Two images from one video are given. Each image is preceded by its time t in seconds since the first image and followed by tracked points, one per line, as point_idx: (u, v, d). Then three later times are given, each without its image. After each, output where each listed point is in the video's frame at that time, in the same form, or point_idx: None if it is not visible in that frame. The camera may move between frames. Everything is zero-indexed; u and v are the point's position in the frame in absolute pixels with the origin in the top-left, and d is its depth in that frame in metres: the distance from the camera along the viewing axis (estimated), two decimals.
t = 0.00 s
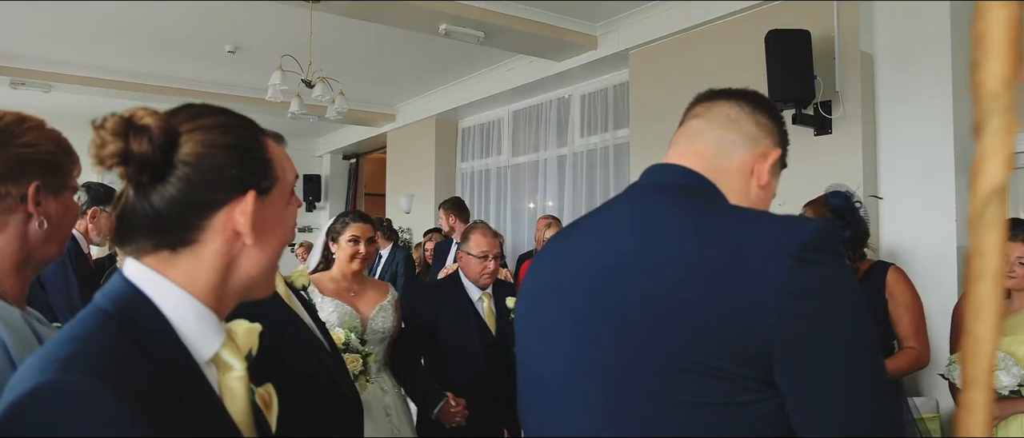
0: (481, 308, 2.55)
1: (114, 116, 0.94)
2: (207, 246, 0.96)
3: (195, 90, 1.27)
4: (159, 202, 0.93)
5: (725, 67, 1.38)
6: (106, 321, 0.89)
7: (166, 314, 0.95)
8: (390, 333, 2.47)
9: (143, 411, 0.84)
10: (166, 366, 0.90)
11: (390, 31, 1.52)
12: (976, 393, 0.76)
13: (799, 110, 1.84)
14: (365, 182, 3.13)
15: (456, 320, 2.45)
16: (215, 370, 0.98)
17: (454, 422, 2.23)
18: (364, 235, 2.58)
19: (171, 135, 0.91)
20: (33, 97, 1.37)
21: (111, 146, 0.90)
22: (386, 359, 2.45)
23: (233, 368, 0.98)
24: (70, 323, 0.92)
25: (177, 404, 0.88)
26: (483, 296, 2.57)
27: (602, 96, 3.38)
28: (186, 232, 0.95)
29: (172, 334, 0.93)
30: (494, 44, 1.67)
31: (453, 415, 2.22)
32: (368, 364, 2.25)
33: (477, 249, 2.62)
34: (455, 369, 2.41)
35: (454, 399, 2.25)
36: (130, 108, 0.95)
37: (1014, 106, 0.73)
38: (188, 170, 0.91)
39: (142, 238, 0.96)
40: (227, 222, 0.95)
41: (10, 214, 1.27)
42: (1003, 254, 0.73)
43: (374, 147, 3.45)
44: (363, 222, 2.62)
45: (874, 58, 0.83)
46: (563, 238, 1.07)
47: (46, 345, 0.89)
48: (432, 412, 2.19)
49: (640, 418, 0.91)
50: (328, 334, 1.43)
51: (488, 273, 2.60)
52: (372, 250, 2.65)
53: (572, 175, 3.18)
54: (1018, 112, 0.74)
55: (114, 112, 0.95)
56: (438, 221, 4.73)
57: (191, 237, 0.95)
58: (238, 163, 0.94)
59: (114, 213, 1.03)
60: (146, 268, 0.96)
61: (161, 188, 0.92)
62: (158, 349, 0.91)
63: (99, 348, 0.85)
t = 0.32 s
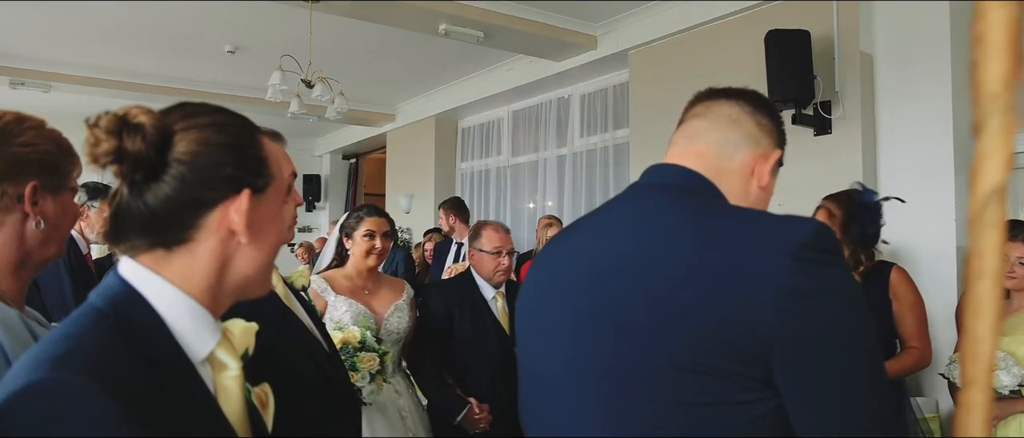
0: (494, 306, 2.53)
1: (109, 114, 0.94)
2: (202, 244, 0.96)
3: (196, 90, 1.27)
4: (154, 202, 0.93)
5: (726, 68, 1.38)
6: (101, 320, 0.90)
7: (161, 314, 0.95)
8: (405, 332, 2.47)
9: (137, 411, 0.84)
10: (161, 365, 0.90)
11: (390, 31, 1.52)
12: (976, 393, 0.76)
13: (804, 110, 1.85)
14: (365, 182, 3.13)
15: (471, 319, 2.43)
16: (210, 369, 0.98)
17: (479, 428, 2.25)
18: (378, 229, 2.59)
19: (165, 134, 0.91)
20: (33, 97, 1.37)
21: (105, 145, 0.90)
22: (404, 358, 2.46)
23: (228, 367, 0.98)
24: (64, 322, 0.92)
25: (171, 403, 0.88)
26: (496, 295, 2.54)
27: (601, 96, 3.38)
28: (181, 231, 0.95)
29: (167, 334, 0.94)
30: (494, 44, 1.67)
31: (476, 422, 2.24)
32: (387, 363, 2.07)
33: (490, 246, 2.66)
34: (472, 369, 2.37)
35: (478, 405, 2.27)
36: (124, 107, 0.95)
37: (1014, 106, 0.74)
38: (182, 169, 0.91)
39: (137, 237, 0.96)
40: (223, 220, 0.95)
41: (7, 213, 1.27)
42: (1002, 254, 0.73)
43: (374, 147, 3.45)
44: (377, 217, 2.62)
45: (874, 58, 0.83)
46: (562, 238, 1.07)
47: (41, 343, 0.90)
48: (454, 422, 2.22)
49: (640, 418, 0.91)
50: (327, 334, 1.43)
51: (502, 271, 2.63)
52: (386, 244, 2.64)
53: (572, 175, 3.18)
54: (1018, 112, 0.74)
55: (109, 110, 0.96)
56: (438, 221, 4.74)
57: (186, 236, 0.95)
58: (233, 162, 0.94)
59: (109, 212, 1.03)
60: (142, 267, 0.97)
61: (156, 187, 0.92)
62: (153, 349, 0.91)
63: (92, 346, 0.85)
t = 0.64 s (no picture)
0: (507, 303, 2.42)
1: (107, 114, 0.93)
2: (202, 244, 0.96)
3: (197, 91, 1.27)
4: (154, 202, 0.93)
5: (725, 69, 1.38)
6: (100, 320, 0.90)
7: (161, 314, 0.95)
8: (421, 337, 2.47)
9: (136, 411, 0.84)
10: (161, 365, 0.91)
11: (390, 32, 1.52)
12: (975, 393, 0.76)
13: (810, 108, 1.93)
14: (364, 181, 3.13)
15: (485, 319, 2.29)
16: (210, 370, 0.98)
17: (498, 427, 2.14)
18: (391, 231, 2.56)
19: (165, 133, 0.91)
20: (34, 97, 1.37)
21: (103, 145, 0.90)
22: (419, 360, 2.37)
23: (227, 368, 0.98)
24: (64, 323, 0.92)
25: (169, 403, 0.89)
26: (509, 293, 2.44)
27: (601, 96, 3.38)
28: (180, 231, 0.95)
29: (166, 334, 0.94)
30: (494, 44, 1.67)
31: (494, 421, 2.12)
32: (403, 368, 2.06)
33: (502, 239, 2.63)
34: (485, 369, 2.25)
35: (493, 404, 2.16)
36: (122, 106, 0.95)
37: (1012, 107, 0.74)
38: (182, 169, 0.91)
39: (136, 237, 0.96)
40: (222, 220, 0.95)
41: (3, 214, 1.27)
42: (1000, 254, 0.74)
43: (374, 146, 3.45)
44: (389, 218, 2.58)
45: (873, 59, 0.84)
46: (562, 238, 1.07)
47: (41, 342, 0.90)
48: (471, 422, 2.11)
49: (640, 418, 0.91)
50: (327, 336, 1.43)
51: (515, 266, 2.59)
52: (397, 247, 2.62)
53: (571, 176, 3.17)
54: (1016, 113, 0.75)
55: (107, 110, 0.95)
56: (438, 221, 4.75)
57: (186, 235, 0.95)
58: (233, 161, 0.94)
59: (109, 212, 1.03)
60: (142, 267, 0.96)
61: (156, 187, 0.92)
62: (154, 349, 0.91)
63: (92, 346, 0.86)
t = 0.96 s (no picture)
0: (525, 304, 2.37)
1: (107, 113, 0.93)
2: (202, 244, 0.96)
3: (196, 91, 1.27)
4: (155, 202, 0.93)
5: (724, 68, 1.38)
6: (99, 321, 0.90)
7: (161, 315, 0.95)
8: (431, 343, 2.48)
9: (135, 411, 0.84)
10: (160, 366, 0.91)
11: (389, 32, 1.52)
12: (973, 394, 0.76)
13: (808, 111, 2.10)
14: (364, 182, 3.13)
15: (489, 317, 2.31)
16: (210, 371, 0.98)
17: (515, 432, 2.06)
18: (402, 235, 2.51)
19: (166, 133, 0.91)
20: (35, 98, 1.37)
21: (104, 144, 0.90)
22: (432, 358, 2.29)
23: (228, 369, 0.98)
24: (64, 324, 0.92)
25: (167, 405, 0.89)
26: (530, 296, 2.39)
27: (601, 96, 3.38)
28: (181, 231, 0.95)
29: (166, 334, 0.94)
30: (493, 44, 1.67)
31: (511, 425, 2.05)
32: (425, 381, 1.89)
33: (521, 241, 2.55)
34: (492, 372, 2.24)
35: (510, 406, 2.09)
36: (123, 106, 0.95)
37: (1011, 108, 0.74)
38: (182, 168, 0.91)
39: (137, 238, 0.96)
40: (223, 220, 0.95)
41: None
42: (999, 254, 0.74)
43: (373, 146, 3.45)
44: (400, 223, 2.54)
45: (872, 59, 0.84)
46: (561, 239, 1.07)
47: (41, 342, 0.90)
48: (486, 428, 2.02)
49: (640, 418, 0.91)
50: (327, 336, 1.43)
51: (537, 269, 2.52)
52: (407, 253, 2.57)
53: (571, 175, 3.17)
54: (1015, 113, 0.75)
55: (107, 109, 0.95)
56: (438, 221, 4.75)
57: (187, 236, 0.95)
58: (233, 161, 0.94)
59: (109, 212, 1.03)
60: (142, 268, 0.96)
61: (157, 187, 0.92)
62: (153, 349, 0.91)
63: (92, 347, 0.86)
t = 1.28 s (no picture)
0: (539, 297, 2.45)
1: (110, 114, 0.94)
2: (204, 245, 0.95)
3: (195, 91, 1.27)
4: (156, 202, 0.93)
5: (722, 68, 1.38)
6: (99, 322, 0.90)
7: (162, 316, 0.95)
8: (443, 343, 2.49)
9: (134, 411, 0.85)
10: (160, 367, 0.91)
11: (388, 31, 1.52)
12: (970, 394, 0.76)
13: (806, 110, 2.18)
14: (364, 181, 3.13)
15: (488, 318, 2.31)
16: (212, 371, 0.98)
17: None
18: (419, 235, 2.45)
19: (167, 133, 0.91)
20: (36, 98, 1.37)
21: (106, 144, 0.90)
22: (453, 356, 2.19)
23: (230, 369, 0.97)
24: (66, 324, 0.92)
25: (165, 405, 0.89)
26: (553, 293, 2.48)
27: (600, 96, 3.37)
28: (183, 232, 0.95)
29: (165, 334, 0.94)
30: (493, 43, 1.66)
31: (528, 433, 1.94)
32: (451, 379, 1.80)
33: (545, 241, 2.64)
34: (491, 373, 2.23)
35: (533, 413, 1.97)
36: (125, 107, 0.95)
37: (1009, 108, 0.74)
38: (184, 168, 0.91)
39: (139, 238, 0.96)
40: (224, 221, 0.95)
41: None
42: (998, 254, 0.74)
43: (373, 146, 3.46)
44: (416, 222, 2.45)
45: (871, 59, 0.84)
46: (563, 239, 1.07)
47: (42, 343, 0.91)
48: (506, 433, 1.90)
49: (639, 418, 0.91)
50: (326, 336, 1.43)
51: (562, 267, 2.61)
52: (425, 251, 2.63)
53: (570, 175, 3.17)
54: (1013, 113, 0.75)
55: (110, 110, 0.96)
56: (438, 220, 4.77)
57: (188, 236, 0.95)
58: (235, 161, 0.94)
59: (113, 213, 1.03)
60: (143, 269, 0.96)
61: (158, 187, 0.93)
62: (153, 350, 0.92)
63: (91, 349, 0.86)
